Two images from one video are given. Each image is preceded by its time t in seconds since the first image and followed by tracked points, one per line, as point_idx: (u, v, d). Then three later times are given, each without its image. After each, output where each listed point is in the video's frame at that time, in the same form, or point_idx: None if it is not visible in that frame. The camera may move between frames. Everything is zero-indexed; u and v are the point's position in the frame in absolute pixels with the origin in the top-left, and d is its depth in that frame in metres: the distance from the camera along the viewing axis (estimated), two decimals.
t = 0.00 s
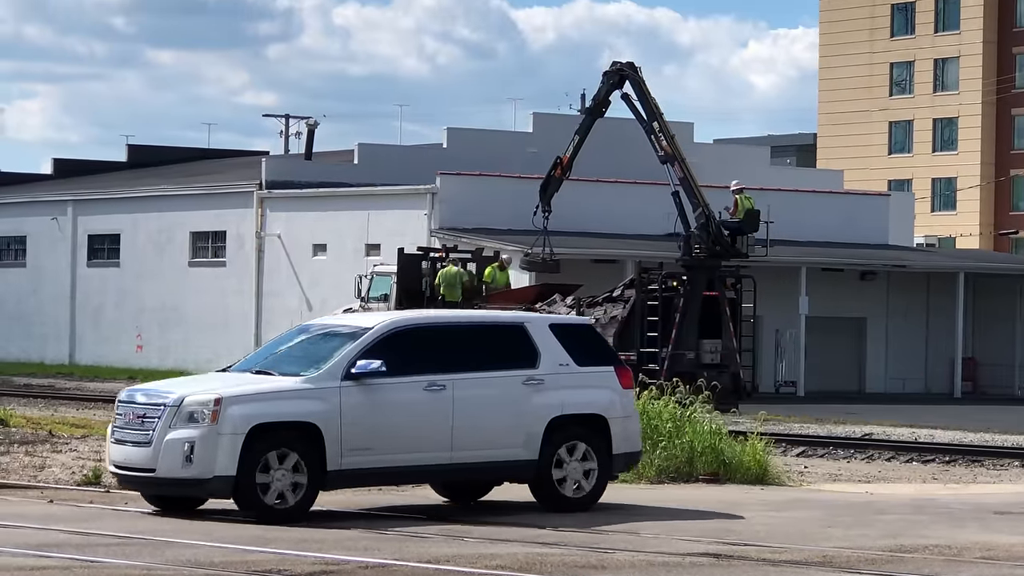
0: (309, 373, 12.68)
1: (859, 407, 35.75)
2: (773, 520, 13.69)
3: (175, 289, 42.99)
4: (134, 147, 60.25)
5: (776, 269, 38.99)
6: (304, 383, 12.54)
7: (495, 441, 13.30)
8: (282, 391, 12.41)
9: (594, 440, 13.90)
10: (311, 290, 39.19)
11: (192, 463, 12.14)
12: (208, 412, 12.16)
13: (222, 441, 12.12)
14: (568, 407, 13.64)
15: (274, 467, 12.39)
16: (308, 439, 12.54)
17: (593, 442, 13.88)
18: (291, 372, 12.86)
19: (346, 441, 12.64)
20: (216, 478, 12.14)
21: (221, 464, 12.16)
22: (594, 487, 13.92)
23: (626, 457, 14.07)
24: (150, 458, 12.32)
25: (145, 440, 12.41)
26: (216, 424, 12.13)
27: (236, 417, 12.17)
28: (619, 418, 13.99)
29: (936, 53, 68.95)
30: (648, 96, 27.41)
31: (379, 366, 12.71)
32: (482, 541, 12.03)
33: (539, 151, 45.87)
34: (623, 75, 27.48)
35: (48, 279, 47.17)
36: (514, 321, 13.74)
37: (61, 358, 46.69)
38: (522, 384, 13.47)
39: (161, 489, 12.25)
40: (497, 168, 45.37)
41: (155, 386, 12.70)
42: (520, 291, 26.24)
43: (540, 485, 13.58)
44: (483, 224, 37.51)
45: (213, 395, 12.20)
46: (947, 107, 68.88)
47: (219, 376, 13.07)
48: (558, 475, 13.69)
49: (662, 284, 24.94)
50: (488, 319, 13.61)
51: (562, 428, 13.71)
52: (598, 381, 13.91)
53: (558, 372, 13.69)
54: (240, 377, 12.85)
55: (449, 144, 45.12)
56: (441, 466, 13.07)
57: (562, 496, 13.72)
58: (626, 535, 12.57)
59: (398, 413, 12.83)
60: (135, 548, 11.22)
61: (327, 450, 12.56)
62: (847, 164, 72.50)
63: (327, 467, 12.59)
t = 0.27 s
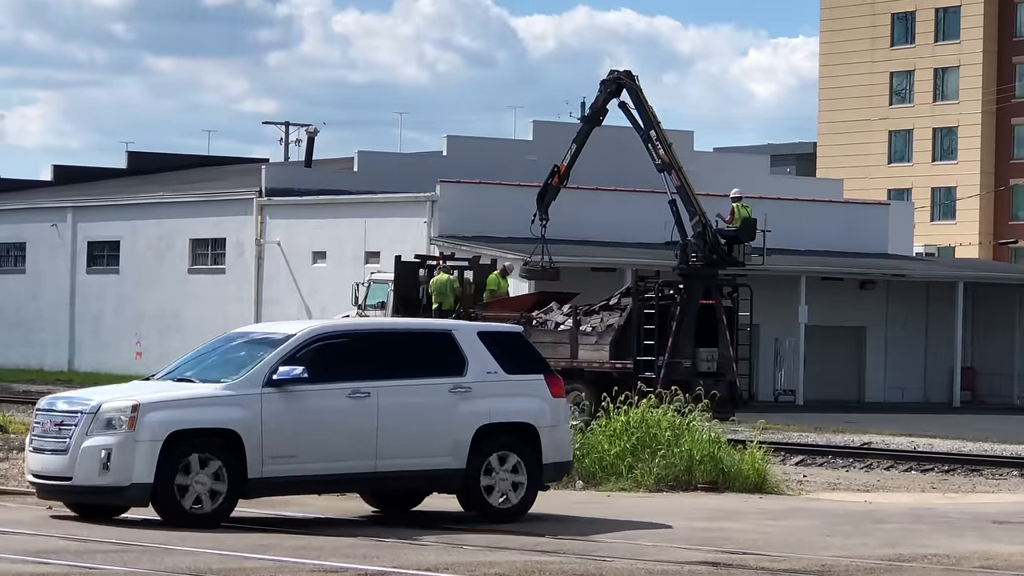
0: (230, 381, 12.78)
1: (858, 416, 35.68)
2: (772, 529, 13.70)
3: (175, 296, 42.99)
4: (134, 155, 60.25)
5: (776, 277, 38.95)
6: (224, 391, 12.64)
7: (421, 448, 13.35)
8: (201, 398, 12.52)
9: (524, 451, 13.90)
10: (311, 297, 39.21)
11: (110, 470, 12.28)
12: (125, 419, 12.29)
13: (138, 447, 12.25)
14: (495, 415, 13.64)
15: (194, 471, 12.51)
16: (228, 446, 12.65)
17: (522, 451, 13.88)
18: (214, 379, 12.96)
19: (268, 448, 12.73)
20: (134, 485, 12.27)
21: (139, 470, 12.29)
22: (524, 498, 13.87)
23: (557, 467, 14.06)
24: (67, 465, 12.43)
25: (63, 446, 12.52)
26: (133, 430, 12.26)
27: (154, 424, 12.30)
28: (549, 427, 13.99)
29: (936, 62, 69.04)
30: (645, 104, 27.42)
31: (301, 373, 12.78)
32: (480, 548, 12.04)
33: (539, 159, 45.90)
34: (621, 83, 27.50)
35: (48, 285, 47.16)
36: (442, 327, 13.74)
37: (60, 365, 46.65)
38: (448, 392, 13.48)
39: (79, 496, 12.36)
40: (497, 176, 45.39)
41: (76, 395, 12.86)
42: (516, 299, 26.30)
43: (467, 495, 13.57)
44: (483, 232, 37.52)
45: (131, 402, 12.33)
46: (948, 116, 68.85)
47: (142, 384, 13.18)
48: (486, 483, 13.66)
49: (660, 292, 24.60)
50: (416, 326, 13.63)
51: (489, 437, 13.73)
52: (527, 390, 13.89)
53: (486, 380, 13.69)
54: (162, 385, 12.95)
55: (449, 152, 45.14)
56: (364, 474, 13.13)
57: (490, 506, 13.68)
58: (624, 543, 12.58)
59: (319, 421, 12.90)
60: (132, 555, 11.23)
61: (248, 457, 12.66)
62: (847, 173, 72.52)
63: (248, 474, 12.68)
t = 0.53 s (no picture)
0: (154, 378, 12.50)
1: (857, 421, 35.67)
2: (771, 533, 13.69)
3: (174, 299, 42.97)
4: (133, 158, 60.26)
5: (776, 282, 38.93)
6: (147, 388, 12.36)
7: (348, 454, 13.03)
8: (124, 395, 12.24)
9: (454, 461, 13.58)
10: (311, 301, 39.23)
11: (27, 466, 11.97)
12: (45, 413, 12.00)
13: (57, 442, 11.97)
14: (425, 424, 13.31)
15: (114, 470, 12.25)
16: (149, 445, 12.37)
17: (452, 461, 13.56)
18: (139, 376, 12.67)
19: (189, 449, 12.43)
20: (52, 481, 11.98)
21: (57, 466, 12.01)
22: (452, 509, 13.54)
23: (487, 478, 13.69)
24: None
25: None
26: (52, 425, 11.98)
27: (74, 420, 12.00)
28: (482, 437, 13.66)
29: (936, 67, 69.06)
30: (642, 109, 27.42)
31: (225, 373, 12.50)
32: (480, 552, 12.02)
33: (539, 163, 45.92)
34: (618, 88, 27.50)
35: (47, 288, 47.16)
36: (376, 332, 13.43)
37: (59, 368, 46.63)
38: (379, 398, 13.17)
39: None
40: (497, 180, 45.37)
41: None
42: (513, 303, 26.10)
43: (394, 501, 13.26)
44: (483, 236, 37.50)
45: (50, 396, 12.06)
46: (947, 121, 68.82)
47: (66, 379, 12.90)
48: (413, 488, 13.34)
49: (656, 296, 24.51)
50: (349, 329, 13.30)
51: (419, 444, 13.42)
52: (461, 398, 13.57)
53: (418, 388, 13.36)
54: (86, 381, 12.68)
55: (449, 156, 45.14)
56: (288, 478, 12.82)
57: (415, 514, 13.35)
58: (624, 547, 12.57)
59: (244, 422, 12.59)
60: (131, 559, 11.22)
61: (169, 457, 12.37)
62: (846, 178, 72.49)
63: (169, 474, 12.39)
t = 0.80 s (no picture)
0: (72, 380, 12.17)
1: (857, 425, 35.67)
2: (772, 537, 13.68)
3: (175, 304, 43.00)
4: (133, 162, 60.26)
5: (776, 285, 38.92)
6: (64, 391, 12.01)
7: (271, 457, 12.75)
8: (40, 397, 11.90)
9: (382, 465, 13.39)
10: (311, 305, 39.24)
11: None
12: None
13: None
14: (350, 426, 13.09)
15: (30, 476, 11.89)
16: (64, 449, 12.02)
17: (379, 465, 13.36)
18: (56, 379, 12.33)
19: (109, 452, 12.09)
20: None
21: None
22: (375, 515, 13.34)
23: (414, 482, 13.51)
24: None
25: None
26: None
27: None
28: (408, 440, 13.48)
29: (936, 72, 69.06)
30: (641, 113, 27.42)
31: (145, 374, 12.20)
32: (480, 556, 12.02)
33: (539, 167, 45.92)
34: (616, 92, 27.50)
35: (47, 293, 47.15)
36: (300, 334, 13.18)
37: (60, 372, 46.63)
38: (303, 401, 12.90)
39: None
40: (496, 184, 45.36)
41: None
42: (511, 308, 26.34)
43: (320, 505, 13.01)
44: (483, 240, 37.48)
45: None
46: (947, 125, 68.82)
47: None
48: (339, 488, 13.11)
49: (653, 300, 24.43)
50: (273, 331, 13.06)
51: (344, 447, 13.18)
52: (386, 401, 13.36)
53: (343, 390, 13.13)
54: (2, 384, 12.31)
55: (449, 160, 45.15)
56: (211, 482, 12.51)
57: (340, 517, 13.13)
58: (624, 551, 12.56)
59: (165, 425, 12.28)
60: (132, 563, 11.22)
61: (87, 460, 12.02)
62: (847, 182, 72.49)
63: (86, 478, 12.05)
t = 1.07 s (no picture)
0: None
1: (861, 431, 35.65)
2: (776, 542, 13.69)
3: (179, 310, 43.05)
4: (138, 169, 60.31)
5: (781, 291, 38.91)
6: None
7: (193, 463, 12.43)
8: None
9: (309, 472, 13.09)
10: (315, 311, 39.27)
11: None
12: None
13: None
14: (275, 432, 12.79)
15: None
16: None
17: (306, 471, 13.07)
18: None
19: (27, 459, 11.70)
20: None
21: None
22: (300, 523, 13.09)
23: (341, 489, 13.25)
24: None
25: None
26: None
27: None
28: (336, 445, 13.19)
29: (940, 77, 69.03)
30: (642, 119, 27.44)
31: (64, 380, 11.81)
32: (485, 562, 12.03)
33: (543, 173, 45.92)
34: (617, 98, 27.52)
35: (51, 299, 47.19)
36: (224, 337, 12.85)
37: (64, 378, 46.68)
38: (226, 406, 12.61)
39: None
40: (500, 190, 45.37)
41: None
42: (514, 313, 26.11)
43: (244, 513, 12.73)
44: (487, 247, 37.49)
45: None
46: (951, 130, 68.76)
47: None
48: (264, 494, 12.84)
49: (655, 305, 24.44)
50: (196, 334, 12.72)
51: (269, 453, 12.88)
52: (313, 406, 13.07)
53: (268, 395, 12.82)
54: None
55: (453, 167, 45.17)
56: (131, 489, 12.18)
57: (265, 524, 12.88)
58: (627, 557, 12.57)
59: (83, 431, 11.92)
60: (136, 569, 11.24)
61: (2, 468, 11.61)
62: (851, 187, 72.45)
63: (2, 486, 11.62)
